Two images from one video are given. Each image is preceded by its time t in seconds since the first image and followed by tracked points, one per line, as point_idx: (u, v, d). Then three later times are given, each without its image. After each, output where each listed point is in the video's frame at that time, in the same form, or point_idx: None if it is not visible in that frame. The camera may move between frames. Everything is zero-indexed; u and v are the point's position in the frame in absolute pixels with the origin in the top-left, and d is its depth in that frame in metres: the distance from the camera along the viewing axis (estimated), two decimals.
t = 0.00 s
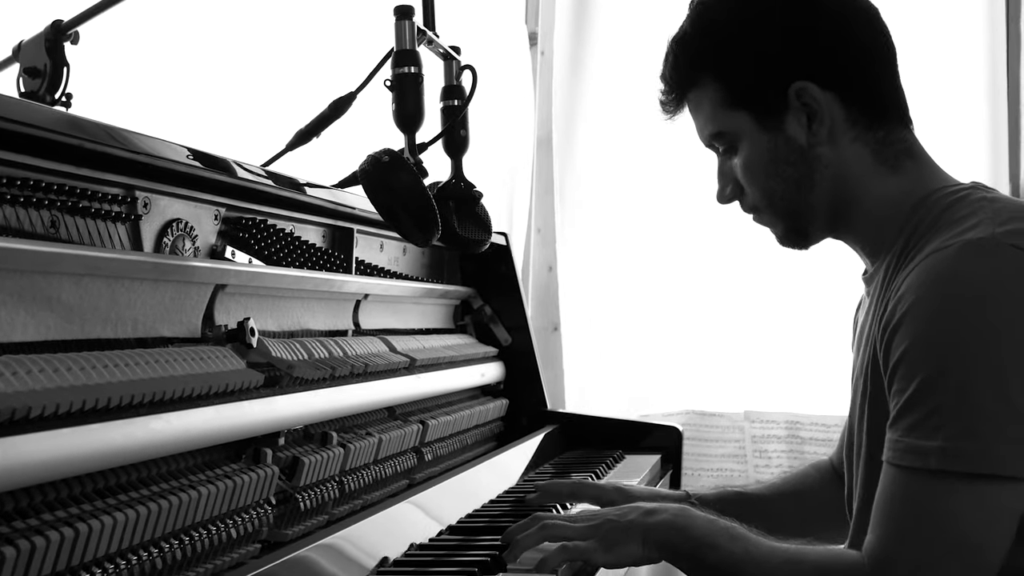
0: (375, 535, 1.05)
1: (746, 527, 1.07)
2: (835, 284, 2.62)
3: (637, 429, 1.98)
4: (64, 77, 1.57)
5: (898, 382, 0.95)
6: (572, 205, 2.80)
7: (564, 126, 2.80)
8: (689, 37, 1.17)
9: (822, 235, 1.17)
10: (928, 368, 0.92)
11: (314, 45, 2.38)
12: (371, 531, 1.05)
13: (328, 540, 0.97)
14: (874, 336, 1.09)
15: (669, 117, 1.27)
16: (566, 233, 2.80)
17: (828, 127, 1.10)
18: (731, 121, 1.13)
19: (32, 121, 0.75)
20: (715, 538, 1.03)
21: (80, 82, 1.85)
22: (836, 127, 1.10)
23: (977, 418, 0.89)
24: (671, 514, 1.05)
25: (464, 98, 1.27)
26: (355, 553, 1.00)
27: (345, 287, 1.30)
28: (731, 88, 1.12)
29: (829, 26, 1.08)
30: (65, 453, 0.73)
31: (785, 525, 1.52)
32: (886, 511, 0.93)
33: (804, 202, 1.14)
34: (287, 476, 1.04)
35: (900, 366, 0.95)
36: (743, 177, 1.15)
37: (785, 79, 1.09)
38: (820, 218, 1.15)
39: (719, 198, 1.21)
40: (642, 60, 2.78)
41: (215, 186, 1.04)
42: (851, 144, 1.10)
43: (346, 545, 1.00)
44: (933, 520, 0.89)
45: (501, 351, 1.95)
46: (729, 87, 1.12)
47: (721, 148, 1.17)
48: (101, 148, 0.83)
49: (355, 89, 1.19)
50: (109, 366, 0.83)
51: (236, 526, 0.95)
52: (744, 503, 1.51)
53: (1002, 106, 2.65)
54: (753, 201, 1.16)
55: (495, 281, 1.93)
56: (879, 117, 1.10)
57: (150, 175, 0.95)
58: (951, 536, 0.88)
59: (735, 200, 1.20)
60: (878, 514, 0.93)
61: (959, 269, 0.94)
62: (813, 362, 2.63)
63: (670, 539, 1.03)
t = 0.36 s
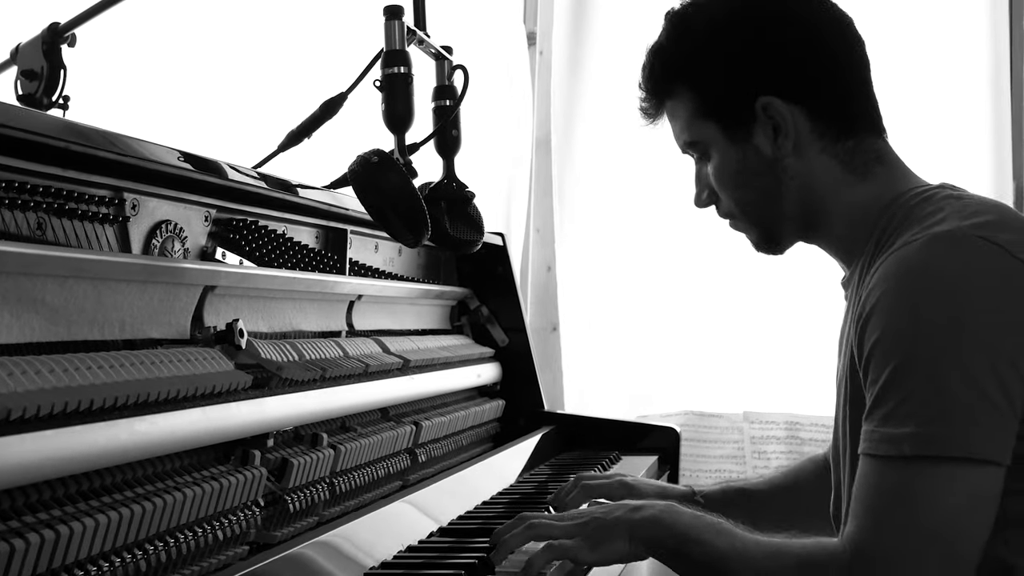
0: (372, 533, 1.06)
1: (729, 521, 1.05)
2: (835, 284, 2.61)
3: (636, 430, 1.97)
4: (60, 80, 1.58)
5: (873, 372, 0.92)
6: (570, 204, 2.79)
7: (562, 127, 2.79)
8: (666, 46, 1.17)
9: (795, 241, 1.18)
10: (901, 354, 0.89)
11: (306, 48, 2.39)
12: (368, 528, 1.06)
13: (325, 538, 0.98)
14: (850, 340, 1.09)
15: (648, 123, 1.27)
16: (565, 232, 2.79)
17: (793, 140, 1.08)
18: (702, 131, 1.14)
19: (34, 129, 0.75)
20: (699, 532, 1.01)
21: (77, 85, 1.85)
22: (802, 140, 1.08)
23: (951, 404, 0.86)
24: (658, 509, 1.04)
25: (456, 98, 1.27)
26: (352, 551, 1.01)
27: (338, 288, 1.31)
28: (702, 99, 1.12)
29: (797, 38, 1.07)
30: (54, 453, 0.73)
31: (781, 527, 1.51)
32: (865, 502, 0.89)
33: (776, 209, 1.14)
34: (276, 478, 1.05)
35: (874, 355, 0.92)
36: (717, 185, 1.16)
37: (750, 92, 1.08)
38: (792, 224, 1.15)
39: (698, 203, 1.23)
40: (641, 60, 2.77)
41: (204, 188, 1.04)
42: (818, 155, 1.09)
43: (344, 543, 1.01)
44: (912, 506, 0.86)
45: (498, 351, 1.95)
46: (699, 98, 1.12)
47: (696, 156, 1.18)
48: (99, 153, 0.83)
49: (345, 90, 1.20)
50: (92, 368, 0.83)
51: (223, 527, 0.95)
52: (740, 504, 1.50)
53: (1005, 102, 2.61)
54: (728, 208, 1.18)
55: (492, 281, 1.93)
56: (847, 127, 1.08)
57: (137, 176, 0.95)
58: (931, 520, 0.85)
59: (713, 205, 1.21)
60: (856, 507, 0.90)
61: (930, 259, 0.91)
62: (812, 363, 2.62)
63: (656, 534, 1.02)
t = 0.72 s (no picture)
0: (374, 528, 1.07)
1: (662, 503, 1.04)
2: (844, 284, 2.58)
3: (640, 430, 1.95)
4: (63, 78, 1.58)
5: (830, 348, 0.91)
6: (577, 202, 2.78)
7: (569, 126, 2.79)
8: (650, 69, 1.17)
9: (784, 248, 1.16)
10: (858, 331, 0.88)
11: (317, 45, 2.39)
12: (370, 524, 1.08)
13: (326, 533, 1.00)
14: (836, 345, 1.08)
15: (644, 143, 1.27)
16: (572, 231, 2.78)
17: (769, 145, 1.07)
18: (687, 144, 1.13)
19: (37, 131, 0.77)
20: (633, 511, 1.00)
21: (81, 82, 1.87)
22: (778, 145, 1.07)
23: (900, 383, 0.85)
24: (594, 492, 1.02)
25: (454, 97, 1.26)
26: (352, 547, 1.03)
27: (336, 287, 1.30)
28: (683, 115, 1.12)
29: (767, 52, 1.06)
30: (36, 452, 0.73)
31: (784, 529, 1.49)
32: (806, 473, 0.88)
33: (760, 216, 1.13)
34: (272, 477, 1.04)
35: (832, 333, 0.91)
36: (706, 197, 1.16)
37: (724, 102, 1.08)
38: (777, 231, 1.14)
39: (692, 217, 1.23)
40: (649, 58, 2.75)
41: (198, 187, 1.03)
42: (796, 160, 1.07)
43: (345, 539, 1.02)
44: (852, 479, 0.85)
45: (502, 351, 1.94)
46: (681, 111, 1.12)
47: (684, 170, 1.18)
48: (112, 157, 0.86)
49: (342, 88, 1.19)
50: (78, 367, 0.83)
51: (212, 527, 0.95)
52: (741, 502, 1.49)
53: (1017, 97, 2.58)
54: (718, 221, 1.17)
55: (496, 280, 1.92)
56: (824, 131, 1.07)
57: (129, 174, 0.94)
58: (867, 495, 0.84)
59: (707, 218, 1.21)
60: (798, 474, 0.89)
61: (895, 246, 0.90)
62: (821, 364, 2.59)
63: (594, 516, 1.00)
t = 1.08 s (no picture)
0: (382, 524, 1.09)
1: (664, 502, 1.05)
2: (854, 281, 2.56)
3: (646, 428, 1.94)
4: (67, 78, 1.58)
5: (817, 341, 0.90)
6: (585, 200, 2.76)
7: (576, 123, 2.77)
8: (635, 78, 1.16)
9: (775, 251, 1.15)
10: (845, 320, 0.86)
11: (318, 41, 2.37)
12: (379, 520, 1.10)
13: (332, 526, 1.01)
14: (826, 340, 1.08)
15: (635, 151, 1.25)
16: (579, 229, 2.76)
17: (752, 148, 1.06)
18: (673, 151, 1.12)
19: (35, 130, 0.77)
20: (632, 508, 1.01)
21: (84, 82, 1.88)
22: (761, 147, 1.06)
23: (887, 373, 0.84)
24: (592, 492, 1.04)
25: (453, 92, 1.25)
26: (359, 542, 1.04)
27: (336, 285, 1.30)
28: (667, 121, 1.11)
29: (746, 58, 1.05)
30: (26, 449, 0.73)
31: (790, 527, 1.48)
32: (801, 466, 0.87)
33: (748, 219, 1.12)
34: (271, 474, 1.04)
35: (818, 326, 0.90)
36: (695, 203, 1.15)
37: (705, 108, 1.07)
38: (765, 233, 1.13)
39: (684, 222, 1.22)
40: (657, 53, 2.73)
41: (192, 183, 1.03)
42: (780, 162, 1.06)
43: (350, 533, 1.04)
44: (847, 471, 0.83)
45: (507, 349, 1.94)
46: (666, 118, 1.11)
47: (673, 177, 1.17)
48: (118, 158, 0.88)
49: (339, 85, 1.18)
50: (69, 364, 0.83)
51: (206, 525, 0.94)
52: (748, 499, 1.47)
53: None
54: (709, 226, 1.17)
55: (500, 277, 1.91)
56: (807, 132, 1.06)
57: (123, 172, 0.94)
58: (861, 484, 0.82)
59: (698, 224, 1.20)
60: (793, 470, 0.87)
61: (879, 237, 0.89)
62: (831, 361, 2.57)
63: (593, 515, 1.02)
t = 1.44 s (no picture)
0: (385, 520, 1.10)
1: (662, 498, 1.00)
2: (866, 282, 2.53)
3: (655, 429, 1.92)
4: (74, 75, 1.58)
5: (813, 334, 0.88)
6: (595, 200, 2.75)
7: (586, 122, 2.76)
8: (648, 56, 1.13)
9: (780, 245, 1.12)
10: (842, 312, 0.85)
11: (328, 40, 2.39)
12: (382, 517, 1.10)
13: (338, 521, 1.02)
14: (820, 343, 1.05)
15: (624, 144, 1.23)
16: (589, 228, 2.75)
17: (782, 126, 1.04)
18: (688, 128, 1.09)
19: (37, 126, 0.77)
20: (630, 507, 0.97)
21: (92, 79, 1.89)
22: (789, 127, 1.04)
23: (884, 364, 0.82)
24: (589, 491, 1.01)
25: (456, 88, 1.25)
26: (364, 536, 1.04)
27: (339, 282, 1.29)
28: (688, 95, 1.08)
29: (771, 41, 1.06)
30: (17, 443, 0.72)
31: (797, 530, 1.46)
32: (797, 462, 0.84)
33: (761, 203, 1.08)
34: (270, 472, 1.03)
35: (815, 319, 0.88)
36: (700, 185, 1.10)
37: (740, 78, 1.05)
38: (776, 221, 1.09)
39: (676, 215, 1.17)
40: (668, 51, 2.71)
41: (192, 180, 1.02)
42: (802, 143, 1.05)
43: (357, 529, 1.04)
44: (846, 463, 0.80)
45: (514, 348, 1.93)
46: (687, 93, 1.08)
47: (675, 163, 1.12)
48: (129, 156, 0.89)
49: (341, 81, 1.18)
50: (60, 360, 0.82)
51: (203, 522, 0.94)
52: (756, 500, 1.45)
53: None
54: (712, 211, 1.12)
55: (509, 277, 1.90)
56: (828, 119, 1.06)
57: (122, 167, 0.94)
58: (858, 478, 0.79)
59: (692, 216, 1.16)
60: (790, 467, 0.84)
61: (877, 230, 0.87)
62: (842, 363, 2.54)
63: (590, 514, 0.99)
